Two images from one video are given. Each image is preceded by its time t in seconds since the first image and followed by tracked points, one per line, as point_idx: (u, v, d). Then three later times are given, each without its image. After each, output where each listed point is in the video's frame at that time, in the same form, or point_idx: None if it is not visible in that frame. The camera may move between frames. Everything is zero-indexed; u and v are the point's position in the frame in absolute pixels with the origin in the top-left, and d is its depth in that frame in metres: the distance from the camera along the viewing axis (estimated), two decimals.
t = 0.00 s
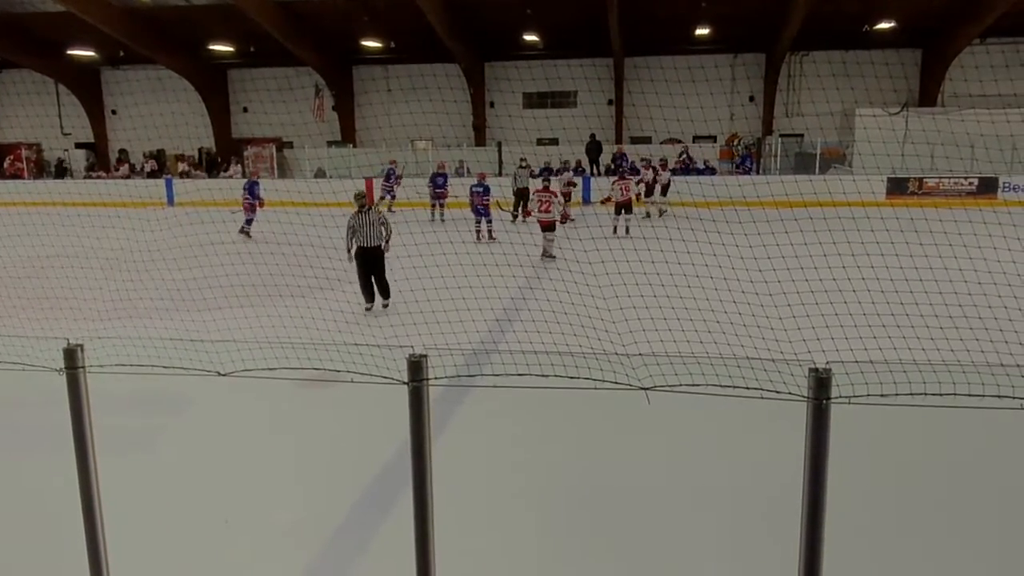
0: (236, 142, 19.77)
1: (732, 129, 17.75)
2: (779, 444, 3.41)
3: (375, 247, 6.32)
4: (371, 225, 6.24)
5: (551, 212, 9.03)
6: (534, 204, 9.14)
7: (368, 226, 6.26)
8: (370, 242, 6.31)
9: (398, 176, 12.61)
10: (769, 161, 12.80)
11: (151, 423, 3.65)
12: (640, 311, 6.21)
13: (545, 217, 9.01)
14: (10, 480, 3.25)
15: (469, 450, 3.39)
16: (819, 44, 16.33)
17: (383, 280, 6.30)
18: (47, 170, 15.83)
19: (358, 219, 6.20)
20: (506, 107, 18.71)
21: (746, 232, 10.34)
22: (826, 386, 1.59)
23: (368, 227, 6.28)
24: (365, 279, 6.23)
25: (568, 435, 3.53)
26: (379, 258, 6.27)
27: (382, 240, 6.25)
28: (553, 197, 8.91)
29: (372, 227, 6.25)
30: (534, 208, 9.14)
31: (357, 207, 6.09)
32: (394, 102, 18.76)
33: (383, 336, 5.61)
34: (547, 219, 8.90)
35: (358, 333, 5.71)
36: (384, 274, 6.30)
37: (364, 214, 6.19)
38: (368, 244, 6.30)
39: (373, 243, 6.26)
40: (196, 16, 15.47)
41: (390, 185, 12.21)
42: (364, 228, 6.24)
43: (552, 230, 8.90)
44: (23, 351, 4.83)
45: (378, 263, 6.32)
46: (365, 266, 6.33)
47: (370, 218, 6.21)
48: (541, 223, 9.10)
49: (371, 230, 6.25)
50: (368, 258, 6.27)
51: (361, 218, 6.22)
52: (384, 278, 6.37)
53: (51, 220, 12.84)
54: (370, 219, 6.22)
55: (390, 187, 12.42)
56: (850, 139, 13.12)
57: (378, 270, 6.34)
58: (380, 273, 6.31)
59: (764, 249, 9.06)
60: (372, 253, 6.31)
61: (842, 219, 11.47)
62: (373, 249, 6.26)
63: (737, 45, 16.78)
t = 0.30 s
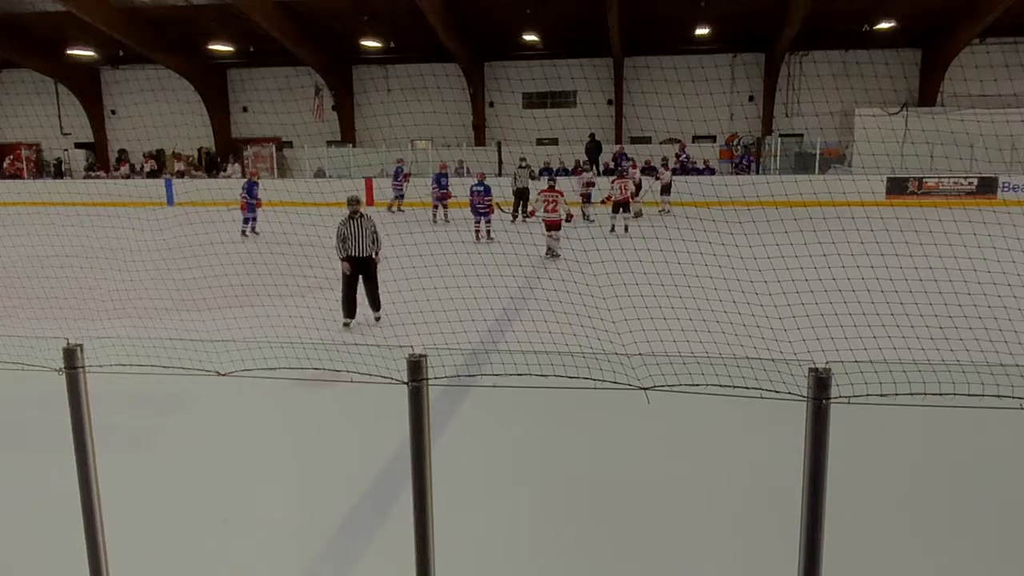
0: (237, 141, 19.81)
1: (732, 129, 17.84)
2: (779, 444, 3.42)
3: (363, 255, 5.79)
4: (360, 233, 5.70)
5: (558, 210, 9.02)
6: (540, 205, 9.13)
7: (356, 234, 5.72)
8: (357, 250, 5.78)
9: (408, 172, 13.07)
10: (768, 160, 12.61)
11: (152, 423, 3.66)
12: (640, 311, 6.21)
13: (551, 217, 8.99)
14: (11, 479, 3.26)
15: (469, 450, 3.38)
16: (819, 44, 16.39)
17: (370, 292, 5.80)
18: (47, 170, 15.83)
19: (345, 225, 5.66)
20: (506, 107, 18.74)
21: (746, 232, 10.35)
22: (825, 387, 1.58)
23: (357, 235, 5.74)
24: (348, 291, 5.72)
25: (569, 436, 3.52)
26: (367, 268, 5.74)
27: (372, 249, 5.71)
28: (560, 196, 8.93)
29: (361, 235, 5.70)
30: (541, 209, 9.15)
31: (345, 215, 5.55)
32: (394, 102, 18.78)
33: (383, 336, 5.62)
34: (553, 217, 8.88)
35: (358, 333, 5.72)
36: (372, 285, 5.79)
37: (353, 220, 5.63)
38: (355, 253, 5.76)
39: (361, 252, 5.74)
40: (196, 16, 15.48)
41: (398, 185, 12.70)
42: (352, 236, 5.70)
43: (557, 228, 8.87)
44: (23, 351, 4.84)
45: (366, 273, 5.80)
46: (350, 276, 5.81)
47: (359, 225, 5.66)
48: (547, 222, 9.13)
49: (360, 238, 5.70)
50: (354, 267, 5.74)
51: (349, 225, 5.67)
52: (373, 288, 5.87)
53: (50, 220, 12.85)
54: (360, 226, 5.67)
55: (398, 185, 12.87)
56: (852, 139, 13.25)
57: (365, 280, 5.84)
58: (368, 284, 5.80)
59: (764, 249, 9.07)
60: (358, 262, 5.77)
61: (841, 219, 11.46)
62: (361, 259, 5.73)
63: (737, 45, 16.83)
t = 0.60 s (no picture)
0: (237, 141, 19.81)
1: (732, 129, 17.86)
2: (780, 444, 3.41)
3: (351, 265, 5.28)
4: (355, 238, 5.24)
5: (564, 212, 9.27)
6: (544, 203, 9.26)
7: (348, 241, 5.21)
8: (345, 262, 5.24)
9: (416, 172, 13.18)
10: (768, 160, 12.66)
11: (152, 424, 3.66)
12: (641, 311, 6.21)
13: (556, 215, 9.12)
14: (11, 479, 3.25)
15: (469, 450, 3.38)
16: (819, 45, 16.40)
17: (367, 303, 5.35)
18: (47, 169, 15.83)
19: (351, 234, 5.05)
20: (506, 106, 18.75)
21: (746, 232, 10.35)
22: (824, 387, 1.58)
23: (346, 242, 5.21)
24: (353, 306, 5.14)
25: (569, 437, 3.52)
26: (363, 279, 5.27)
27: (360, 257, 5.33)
28: (565, 195, 9.10)
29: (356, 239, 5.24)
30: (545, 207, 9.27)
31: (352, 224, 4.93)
32: (394, 102, 18.78)
33: (383, 337, 5.63)
34: (558, 217, 9.13)
35: (357, 334, 5.72)
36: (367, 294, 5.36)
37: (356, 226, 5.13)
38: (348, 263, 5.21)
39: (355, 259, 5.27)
40: (197, 15, 15.47)
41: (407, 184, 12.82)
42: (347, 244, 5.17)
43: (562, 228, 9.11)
44: (23, 351, 4.84)
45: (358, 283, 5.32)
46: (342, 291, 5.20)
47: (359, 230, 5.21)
48: (551, 222, 9.25)
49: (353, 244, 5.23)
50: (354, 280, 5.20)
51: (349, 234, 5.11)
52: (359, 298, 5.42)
53: (50, 220, 12.85)
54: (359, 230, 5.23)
55: (408, 185, 13.01)
56: (852, 138, 13.15)
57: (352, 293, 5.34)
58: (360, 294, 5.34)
59: (763, 249, 9.07)
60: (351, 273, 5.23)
61: (841, 219, 11.45)
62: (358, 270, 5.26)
63: (737, 44, 16.84)
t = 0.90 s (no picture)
0: (236, 142, 19.84)
1: (732, 129, 17.89)
2: (780, 445, 3.41)
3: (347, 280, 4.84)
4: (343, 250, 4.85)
5: (568, 210, 9.33)
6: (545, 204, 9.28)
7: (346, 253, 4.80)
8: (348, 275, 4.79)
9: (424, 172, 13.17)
10: (768, 160, 12.67)
11: (150, 423, 3.67)
12: (642, 311, 6.21)
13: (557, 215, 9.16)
14: (11, 479, 3.25)
15: (469, 451, 3.39)
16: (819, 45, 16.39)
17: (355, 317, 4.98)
18: (47, 169, 15.82)
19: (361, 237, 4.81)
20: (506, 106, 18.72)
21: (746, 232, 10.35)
22: (824, 387, 1.57)
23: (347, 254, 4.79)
24: (373, 312, 4.92)
25: (568, 437, 3.52)
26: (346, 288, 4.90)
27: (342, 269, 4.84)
28: (568, 195, 9.15)
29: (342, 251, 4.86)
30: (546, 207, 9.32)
31: (370, 228, 4.81)
32: (394, 102, 18.78)
33: (383, 336, 5.64)
34: (559, 216, 9.17)
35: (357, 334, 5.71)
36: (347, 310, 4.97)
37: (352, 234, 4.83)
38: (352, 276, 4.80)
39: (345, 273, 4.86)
40: (196, 15, 15.45)
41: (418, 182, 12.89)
42: (349, 255, 4.78)
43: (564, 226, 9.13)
44: (24, 351, 4.84)
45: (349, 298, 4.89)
46: (362, 304, 4.82)
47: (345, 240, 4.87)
48: (552, 222, 9.30)
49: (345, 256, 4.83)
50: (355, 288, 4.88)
51: (355, 243, 4.81)
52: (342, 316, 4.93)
53: (50, 220, 12.84)
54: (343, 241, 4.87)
55: (418, 185, 13.06)
56: (852, 138, 13.15)
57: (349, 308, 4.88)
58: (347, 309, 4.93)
59: (763, 249, 9.06)
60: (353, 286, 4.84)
61: (842, 219, 11.44)
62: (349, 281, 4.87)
63: (737, 44, 16.83)
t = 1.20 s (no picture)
0: (236, 141, 19.85)
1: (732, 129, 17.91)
2: (779, 445, 3.41)
3: (370, 293, 4.42)
4: (358, 260, 4.38)
5: (566, 210, 9.40)
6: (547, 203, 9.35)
7: (370, 263, 4.39)
8: (377, 286, 4.42)
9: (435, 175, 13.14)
10: (768, 160, 12.56)
11: (150, 423, 3.67)
12: (641, 311, 6.21)
13: (557, 214, 9.23)
14: (11, 479, 3.25)
15: (468, 451, 3.39)
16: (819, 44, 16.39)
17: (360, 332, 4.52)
18: (47, 169, 15.82)
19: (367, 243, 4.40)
20: (506, 106, 18.70)
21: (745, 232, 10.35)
22: (824, 387, 1.57)
23: (371, 265, 4.39)
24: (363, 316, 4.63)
25: (569, 437, 3.52)
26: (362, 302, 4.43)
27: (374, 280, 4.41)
28: (567, 193, 9.19)
29: (355, 262, 4.38)
30: (546, 207, 9.36)
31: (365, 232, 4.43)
32: (394, 102, 18.79)
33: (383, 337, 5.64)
34: (557, 214, 9.21)
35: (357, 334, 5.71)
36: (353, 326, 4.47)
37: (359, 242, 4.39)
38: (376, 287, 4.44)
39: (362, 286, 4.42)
40: (196, 15, 15.45)
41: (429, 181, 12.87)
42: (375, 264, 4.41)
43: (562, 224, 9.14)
44: (24, 351, 4.84)
45: (368, 312, 4.45)
46: (391, 312, 4.54)
47: (351, 250, 4.39)
48: (552, 220, 9.30)
49: (364, 267, 4.39)
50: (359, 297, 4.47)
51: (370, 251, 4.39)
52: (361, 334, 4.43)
53: (50, 220, 12.85)
54: (352, 252, 4.38)
55: (429, 185, 13.07)
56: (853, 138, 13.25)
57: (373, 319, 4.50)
58: (358, 325, 4.46)
59: (763, 249, 9.06)
60: (374, 298, 4.46)
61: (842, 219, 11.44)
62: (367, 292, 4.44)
63: (737, 44, 16.83)
